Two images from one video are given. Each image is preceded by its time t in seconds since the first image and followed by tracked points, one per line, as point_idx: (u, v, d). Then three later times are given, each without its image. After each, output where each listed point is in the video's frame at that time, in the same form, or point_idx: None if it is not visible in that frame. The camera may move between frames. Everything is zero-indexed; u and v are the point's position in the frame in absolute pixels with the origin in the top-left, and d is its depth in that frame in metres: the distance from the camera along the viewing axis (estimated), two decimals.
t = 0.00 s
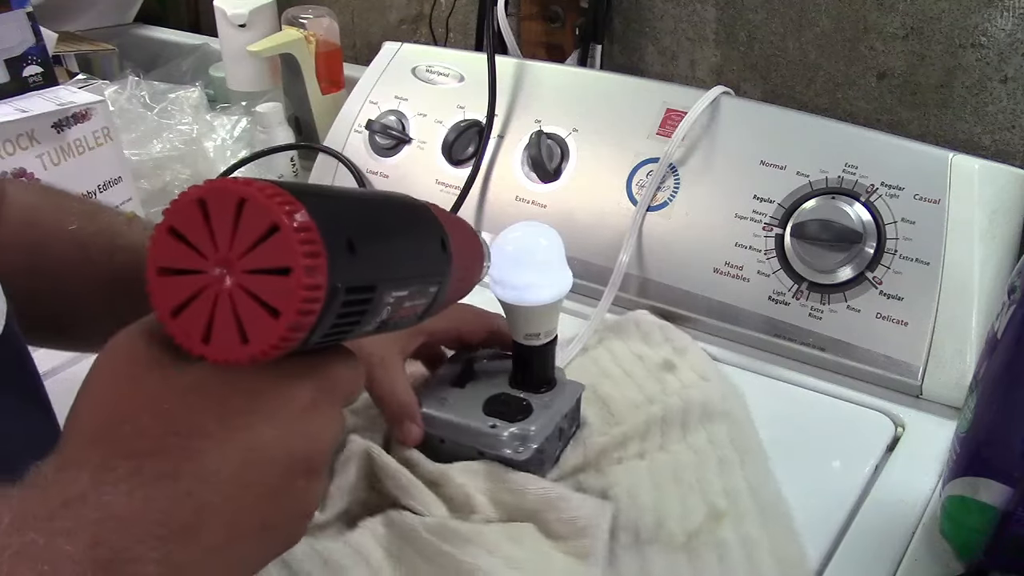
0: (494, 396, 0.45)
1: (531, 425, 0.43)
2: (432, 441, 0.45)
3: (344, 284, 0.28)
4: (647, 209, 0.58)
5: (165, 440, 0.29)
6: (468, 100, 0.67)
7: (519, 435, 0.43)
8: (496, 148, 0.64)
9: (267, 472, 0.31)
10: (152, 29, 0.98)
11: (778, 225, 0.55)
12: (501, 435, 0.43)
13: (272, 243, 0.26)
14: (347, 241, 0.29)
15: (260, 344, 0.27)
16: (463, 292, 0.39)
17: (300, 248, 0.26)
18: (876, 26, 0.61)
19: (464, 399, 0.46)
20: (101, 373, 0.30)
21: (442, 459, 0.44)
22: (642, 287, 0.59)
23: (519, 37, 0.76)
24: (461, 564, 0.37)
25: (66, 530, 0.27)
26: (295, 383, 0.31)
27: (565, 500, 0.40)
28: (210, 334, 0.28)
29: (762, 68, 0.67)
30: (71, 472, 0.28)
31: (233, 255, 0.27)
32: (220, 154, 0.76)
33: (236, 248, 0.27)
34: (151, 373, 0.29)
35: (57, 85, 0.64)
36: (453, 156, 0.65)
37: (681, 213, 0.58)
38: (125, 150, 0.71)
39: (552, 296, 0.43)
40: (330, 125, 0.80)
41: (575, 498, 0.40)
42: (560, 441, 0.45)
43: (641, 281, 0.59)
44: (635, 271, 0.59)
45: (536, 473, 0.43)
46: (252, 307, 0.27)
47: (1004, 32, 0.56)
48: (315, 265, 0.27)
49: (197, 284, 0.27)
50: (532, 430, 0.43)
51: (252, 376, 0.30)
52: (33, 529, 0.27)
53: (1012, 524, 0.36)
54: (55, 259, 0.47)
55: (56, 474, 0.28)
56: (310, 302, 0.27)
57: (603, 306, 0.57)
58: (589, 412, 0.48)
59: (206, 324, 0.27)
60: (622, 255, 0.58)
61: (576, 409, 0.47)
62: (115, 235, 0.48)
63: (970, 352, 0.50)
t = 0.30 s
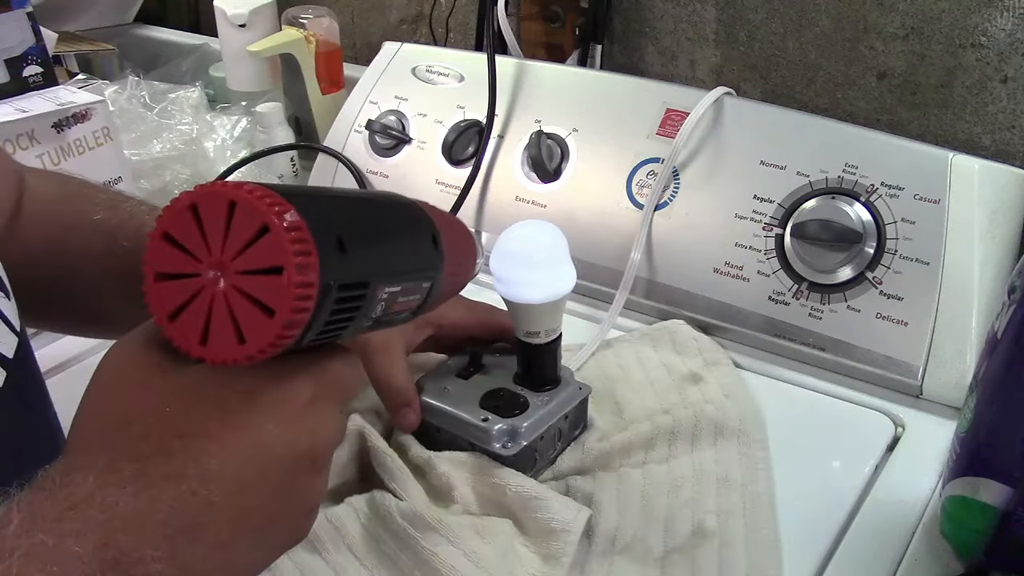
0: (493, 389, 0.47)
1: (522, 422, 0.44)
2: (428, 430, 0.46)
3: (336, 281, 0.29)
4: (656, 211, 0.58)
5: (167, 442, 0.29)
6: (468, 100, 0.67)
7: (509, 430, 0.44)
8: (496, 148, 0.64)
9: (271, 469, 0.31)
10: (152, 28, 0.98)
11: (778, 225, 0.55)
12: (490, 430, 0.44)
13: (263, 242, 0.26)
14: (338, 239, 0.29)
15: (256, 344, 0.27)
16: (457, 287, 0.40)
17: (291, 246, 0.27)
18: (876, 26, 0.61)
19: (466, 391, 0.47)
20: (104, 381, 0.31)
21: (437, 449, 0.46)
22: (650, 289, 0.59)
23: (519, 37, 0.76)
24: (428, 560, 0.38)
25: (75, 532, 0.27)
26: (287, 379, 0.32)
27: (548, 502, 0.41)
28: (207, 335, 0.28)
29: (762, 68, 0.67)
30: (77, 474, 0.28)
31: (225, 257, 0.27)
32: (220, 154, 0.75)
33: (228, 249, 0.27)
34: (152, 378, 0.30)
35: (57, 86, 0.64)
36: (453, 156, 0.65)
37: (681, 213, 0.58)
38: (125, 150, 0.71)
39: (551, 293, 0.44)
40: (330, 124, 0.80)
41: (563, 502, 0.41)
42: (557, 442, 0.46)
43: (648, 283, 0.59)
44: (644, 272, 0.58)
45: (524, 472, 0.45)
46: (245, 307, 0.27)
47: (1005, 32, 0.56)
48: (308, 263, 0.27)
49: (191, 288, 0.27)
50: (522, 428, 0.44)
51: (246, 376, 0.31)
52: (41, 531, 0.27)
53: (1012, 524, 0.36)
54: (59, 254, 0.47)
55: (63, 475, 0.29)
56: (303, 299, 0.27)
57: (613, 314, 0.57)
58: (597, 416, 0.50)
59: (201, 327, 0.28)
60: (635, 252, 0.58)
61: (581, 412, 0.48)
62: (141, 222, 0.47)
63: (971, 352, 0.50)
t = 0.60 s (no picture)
0: (492, 384, 0.48)
1: (514, 418, 0.45)
2: (427, 421, 0.47)
3: (367, 299, 0.28)
4: (663, 209, 0.58)
5: (188, 451, 0.29)
6: (468, 100, 0.67)
7: (499, 425, 0.45)
8: (496, 148, 0.64)
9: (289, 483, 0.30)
10: (152, 28, 0.97)
11: (778, 225, 0.55)
12: (482, 423, 0.45)
13: (297, 257, 0.27)
14: (371, 256, 0.29)
15: (283, 358, 0.27)
16: (485, 301, 0.39)
17: (324, 263, 0.27)
18: (876, 26, 0.61)
19: (465, 385, 0.48)
20: (129, 382, 0.31)
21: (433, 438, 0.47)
22: (658, 291, 0.58)
23: (519, 37, 0.76)
24: (404, 546, 0.39)
25: (91, 538, 0.27)
26: (316, 395, 0.31)
27: (532, 498, 0.42)
28: (234, 346, 0.28)
29: (762, 68, 0.67)
30: (96, 480, 0.28)
31: (258, 269, 0.27)
32: (220, 154, 0.76)
33: (261, 262, 0.27)
34: (178, 384, 0.30)
35: (57, 86, 0.64)
36: (453, 156, 0.65)
37: (681, 213, 0.58)
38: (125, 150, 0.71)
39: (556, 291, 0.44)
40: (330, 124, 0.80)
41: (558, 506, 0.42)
42: (552, 440, 0.47)
43: (656, 285, 0.58)
44: (653, 275, 0.58)
45: (514, 468, 0.45)
46: (275, 321, 0.27)
47: (1005, 32, 0.56)
48: (340, 280, 0.27)
49: (221, 297, 0.27)
50: (513, 424, 0.45)
51: (275, 389, 0.30)
52: (57, 537, 0.27)
53: (1012, 524, 0.36)
54: (62, 254, 0.47)
55: (79, 480, 0.28)
56: (334, 317, 0.27)
57: (623, 318, 0.56)
58: (599, 417, 0.50)
59: (229, 337, 0.28)
60: (644, 250, 0.58)
61: (582, 414, 0.48)
62: (148, 224, 0.47)
63: (971, 353, 0.50)
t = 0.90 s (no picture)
0: (491, 383, 0.48)
1: (512, 417, 0.45)
2: (428, 422, 0.47)
3: (368, 290, 0.28)
4: (663, 209, 0.58)
5: (194, 444, 0.30)
6: (468, 100, 0.67)
7: (497, 424, 0.45)
8: (496, 148, 0.64)
9: (293, 476, 0.31)
10: (152, 29, 0.97)
11: (778, 225, 0.55)
12: (480, 421, 0.45)
13: (298, 250, 0.27)
14: (371, 248, 0.29)
15: (286, 351, 0.27)
16: (483, 296, 0.39)
17: (325, 255, 0.27)
18: (876, 26, 0.61)
19: (464, 384, 0.48)
20: (132, 382, 0.32)
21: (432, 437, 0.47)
22: (658, 291, 0.58)
23: (519, 37, 0.77)
24: (403, 546, 0.39)
25: (102, 530, 0.27)
26: (318, 385, 0.32)
27: (532, 498, 0.41)
28: (237, 340, 0.28)
29: (762, 68, 0.67)
30: (104, 474, 0.29)
31: (260, 263, 0.27)
32: (219, 154, 0.76)
33: (263, 255, 0.27)
34: (182, 380, 0.31)
35: (57, 86, 0.64)
36: (453, 156, 0.65)
37: (681, 213, 0.58)
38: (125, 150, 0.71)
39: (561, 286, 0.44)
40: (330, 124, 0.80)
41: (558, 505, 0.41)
42: (552, 439, 0.47)
43: (657, 285, 0.58)
44: (652, 275, 0.58)
45: (513, 466, 0.45)
46: (278, 314, 0.27)
47: (1005, 32, 0.56)
48: (342, 272, 0.27)
49: (224, 291, 0.28)
50: (512, 422, 0.45)
51: (276, 381, 0.31)
52: (68, 529, 0.27)
53: (1012, 524, 0.36)
54: (62, 253, 0.47)
55: (87, 475, 0.29)
56: (335, 309, 0.27)
57: (623, 318, 0.56)
58: (599, 418, 0.50)
59: (232, 331, 0.28)
60: (644, 250, 0.58)
61: (581, 413, 0.48)
62: (141, 224, 0.47)
63: (971, 353, 0.50)
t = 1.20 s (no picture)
0: (484, 380, 0.48)
1: (497, 414, 0.45)
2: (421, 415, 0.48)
3: (392, 301, 0.29)
4: (663, 209, 0.58)
5: (214, 451, 0.29)
6: (468, 100, 0.67)
7: (482, 421, 0.45)
8: (496, 148, 0.64)
9: (312, 482, 0.31)
10: (152, 28, 0.97)
11: (778, 225, 0.55)
12: (467, 417, 0.45)
13: (326, 262, 0.27)
14: (394, 258, 0.29)
15: (312, 361, 0.27)
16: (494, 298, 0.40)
17: (353, 268, 0.27)
18: (876, 26, 0.61)
19: (460, 379, 0.48)
20: (148, 382, 0.31)
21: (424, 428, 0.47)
22: (657, 291, 0.58)
23: (519, 37, 0.77)
24: (387, 537, 0.39)
25: (121, 540, 0.27)
26: (340, 396, 0.32)
27: (517, 495, 0.41)
28: (261, 349, 0.28)
29: (762, 68, 0.67)
30: (126, 482, 0.28)
31: (286, 274, 0.27)
32: (220, 154, 0.76)
33: (289, 266, 0.27)
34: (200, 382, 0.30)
35: (57, 86, 0.64)
36: (453, 156, 0.65)
37: (681, 213, 0.58)
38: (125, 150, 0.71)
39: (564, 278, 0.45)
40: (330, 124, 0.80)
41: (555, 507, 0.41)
42: (542, 441, 0.47)
43: (656, 285, 0.58)
44: (652, 275, 0.58)
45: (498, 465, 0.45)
46: (304, 325, 0.27)
47: (1004, 32, 0.56)
48: (368, 284, 0.27)
49: (249, 301, 0.28)
50: (497, 419, 0.45)
51: (297, 390, 0.31)
52: (88, 538, 0.27)
53: (1012, 524, 0.35)
54: (68, 251, 0.47)
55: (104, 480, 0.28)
56: (362, 320, 0.27)
57: (621, 317, 0.56)
58: (595, 418, 0.50)
59: (257, 339, 0.28)
60: (644, 250, 0.58)
61: (574, 417, 0.48)
62: (147, 215, 0.48)
63: (971, 353, 0.50)
